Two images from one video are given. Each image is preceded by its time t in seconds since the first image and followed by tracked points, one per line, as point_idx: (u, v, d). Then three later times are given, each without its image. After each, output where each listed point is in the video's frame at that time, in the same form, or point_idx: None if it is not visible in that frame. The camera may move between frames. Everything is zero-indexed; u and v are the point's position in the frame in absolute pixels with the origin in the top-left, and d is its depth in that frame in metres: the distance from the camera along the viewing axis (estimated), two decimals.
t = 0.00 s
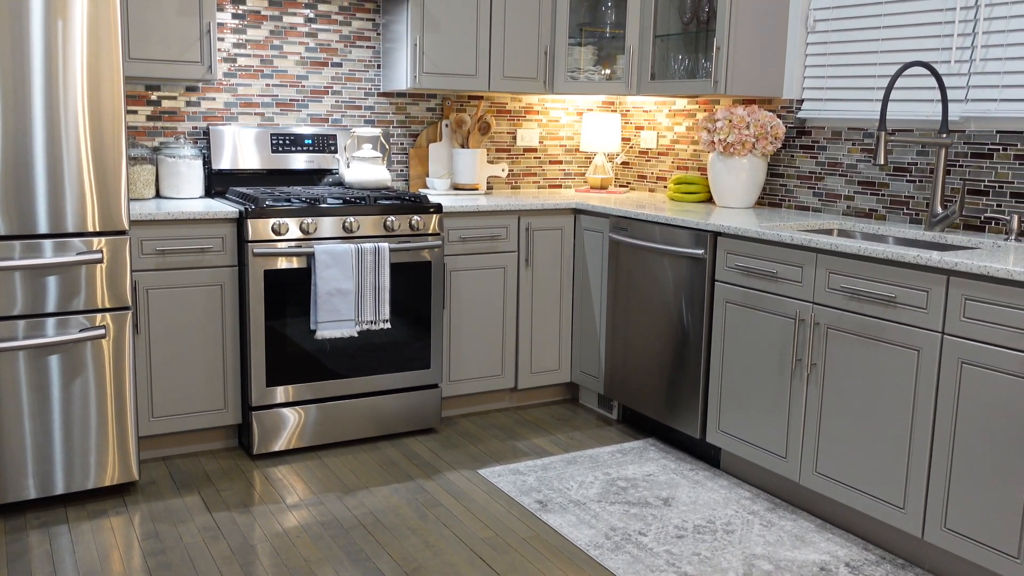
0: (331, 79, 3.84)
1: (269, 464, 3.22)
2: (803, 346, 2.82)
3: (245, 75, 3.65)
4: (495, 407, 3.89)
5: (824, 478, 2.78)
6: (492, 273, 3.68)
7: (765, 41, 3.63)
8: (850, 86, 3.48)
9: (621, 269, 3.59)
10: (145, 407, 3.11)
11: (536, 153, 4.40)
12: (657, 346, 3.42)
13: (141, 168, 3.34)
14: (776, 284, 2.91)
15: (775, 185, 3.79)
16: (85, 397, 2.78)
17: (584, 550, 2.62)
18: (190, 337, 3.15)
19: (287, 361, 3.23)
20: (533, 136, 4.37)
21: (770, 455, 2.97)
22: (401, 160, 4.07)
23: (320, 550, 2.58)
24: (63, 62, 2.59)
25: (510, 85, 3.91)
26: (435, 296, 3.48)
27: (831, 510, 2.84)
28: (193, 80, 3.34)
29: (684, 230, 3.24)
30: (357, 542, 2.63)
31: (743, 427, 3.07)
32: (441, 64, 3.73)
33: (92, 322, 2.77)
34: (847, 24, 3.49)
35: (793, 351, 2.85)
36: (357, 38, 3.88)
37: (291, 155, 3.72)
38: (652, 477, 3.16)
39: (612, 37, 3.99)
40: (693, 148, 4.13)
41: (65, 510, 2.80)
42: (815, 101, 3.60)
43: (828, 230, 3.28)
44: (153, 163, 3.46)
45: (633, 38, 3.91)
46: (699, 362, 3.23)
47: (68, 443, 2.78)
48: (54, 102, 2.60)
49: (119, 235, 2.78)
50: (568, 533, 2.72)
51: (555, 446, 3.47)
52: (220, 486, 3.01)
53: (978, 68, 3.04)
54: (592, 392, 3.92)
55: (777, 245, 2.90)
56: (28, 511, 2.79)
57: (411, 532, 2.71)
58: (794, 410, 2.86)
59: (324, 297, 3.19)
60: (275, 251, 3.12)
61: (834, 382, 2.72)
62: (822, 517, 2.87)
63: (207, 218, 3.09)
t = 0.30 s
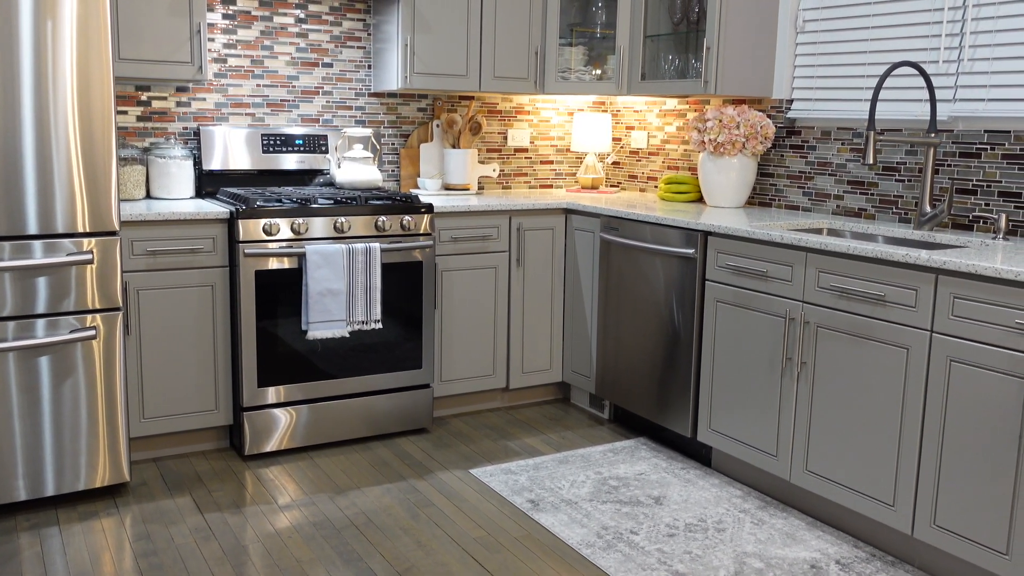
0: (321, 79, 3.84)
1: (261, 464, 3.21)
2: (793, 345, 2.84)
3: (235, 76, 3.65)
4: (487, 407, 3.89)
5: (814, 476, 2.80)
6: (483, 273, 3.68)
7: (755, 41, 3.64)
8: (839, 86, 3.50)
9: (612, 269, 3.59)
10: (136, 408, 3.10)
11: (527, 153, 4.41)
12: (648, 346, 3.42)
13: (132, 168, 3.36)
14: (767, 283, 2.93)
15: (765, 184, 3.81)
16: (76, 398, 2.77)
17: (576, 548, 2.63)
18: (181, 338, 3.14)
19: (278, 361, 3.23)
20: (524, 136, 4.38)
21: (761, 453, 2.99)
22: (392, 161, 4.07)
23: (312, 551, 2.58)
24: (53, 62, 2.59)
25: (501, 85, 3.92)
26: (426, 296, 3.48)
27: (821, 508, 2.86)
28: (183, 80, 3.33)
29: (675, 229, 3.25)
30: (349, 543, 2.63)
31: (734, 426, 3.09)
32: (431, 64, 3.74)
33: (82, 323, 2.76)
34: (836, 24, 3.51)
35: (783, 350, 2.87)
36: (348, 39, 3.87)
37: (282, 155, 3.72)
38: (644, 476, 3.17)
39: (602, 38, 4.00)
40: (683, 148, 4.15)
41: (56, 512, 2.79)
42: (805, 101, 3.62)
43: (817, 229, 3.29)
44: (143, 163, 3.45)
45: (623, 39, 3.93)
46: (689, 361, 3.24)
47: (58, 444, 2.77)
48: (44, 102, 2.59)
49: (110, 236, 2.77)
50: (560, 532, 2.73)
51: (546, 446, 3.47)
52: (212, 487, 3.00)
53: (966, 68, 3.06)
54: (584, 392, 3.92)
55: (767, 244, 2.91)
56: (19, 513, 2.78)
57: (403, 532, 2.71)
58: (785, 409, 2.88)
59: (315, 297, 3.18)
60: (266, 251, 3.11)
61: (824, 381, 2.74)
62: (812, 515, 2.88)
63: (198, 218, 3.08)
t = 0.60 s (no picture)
0: (314, 80, 3.83)
1: (254, 465, 3.21)
2: (786, 344, 2.85)
3: (227, 76, 3.64)
4: (481, 407, 3.89)
5: (807, 475, 2.80)
6: (476, 273, 3.69)
7: (747, 41, 3.65)
8: (831, 86, 3.51)
9: (606, 269, 3.60)
10: (129, 409, 3.10)
11: (520, 154, 4.42)
12: (642, 345, 3.43)
13: (125, 168, 3.34)
14: (759, 282, 2.94)
15: (758, 184, 3.82)
16: (68, 399, 2.76)
17: (570, 548, 2.63)
18: (174, 338, 3.14)
19: (271, 362, 3.22)
20: (517, 136, 4.38)
21: (754, 452, 3.00)
22: (385, 161, 4.07)
23: (306, 551, 2.58)
24: (45, 62, 2.58)
25: (494, 85, 3.92)
26: (419, 296, 3.48)
27: (814, 507, 2.87)
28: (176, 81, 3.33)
29: (667, 229, 3.25)
30: (343, 543, 2.63)
31: (727, 425, 3.09)
32: (424, 64, 3.74)
33: (75, 324, 2.75)
34: (828, 25, 3.52)
35: (776, 349, 2.88)
36: (341, 39, 3.87)
37: (275, 155, 3.72)
38: (637, 476, 3.18)
39: (595, 38, 4.00)
40: (676, 148, 4.16)
41: (49, 513, 2.78)
42: (797, 101, 3.64)
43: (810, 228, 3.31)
44: (136, 164, 3.45)
45: (616, 39, 3.93)
46: (682, 360, 3.25)
47: (51, 446, 2.77)
48: (36, 103, 2.58)
49: (102, 237, 2.77)
50: (554, 532, 2.73)
51: (540, 445, 3.48)
52: (206, 488, 3.00)
53: (957, 68, 3.08)
54: (577, 392, 3.93)
55: (759, 243, 2.92)
56: (11, 515, 2.77)
57: (397, 532, 2.71)
58: (777, 408, 2.89)
59: (309, 298, 3.18)
60: (259, 251, 3.11)
61: (817, 380, 2.75)
62: (805, 513, 2.89)
63: (191, 218, 3.08)
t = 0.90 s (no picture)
0: (305, 80, 3.83)
1: (246, 466, 3.21)
2: (776, 343, 2.86)
3: (218, 76, 3.64)
4: (472, 407, 3.90)
5: (798, 474, 2.82)
6: (468, 273, 3.69)
7: (737, 42, 3.67)
8: (821, 86, 3.53)
9: (597, 269, 3.61)
10: (119, 410, 3.09)
11: (511, 154, 4.42)
12: (633, 345, 3.44)
13: (116, 169, 3.33)
14: (750, 282, 2.95)
15: (749, 184, 3.83)
16: (58, 401, 2.76)
17: (562, 547, 2.64)
18: (165, 339, 3.13)
19: (263, 362, 3.22)
20: (508, 137, 4.39)
21: (745, 451, 3.01)
22: (376, 161, 4.07)
23: (298, 552, 2.58)
24: (34, 63, 2.58)
25: (486, 86, 3.93)
26: (411, 297, 3.49)
27: (804, 505, 2.88)
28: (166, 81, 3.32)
29: (658, 229, 3.26)
30: (335, 543, 2.63)
31: (718, 424, 3.11)
32: (416, 65, 3.74)
33: (66, 325, 2.75)
34: (818, 25, 3.54)
35: (767, 348, 2.89)
36: (332, 40, 3.87)
37: (266, 155, 3.71)
38: (629, 475, 3.19)
39: (586, 38, 4.01)
40: (667, 148, 4.17)
41: (40, 515, 2.77)
42: (787, 101, 3.66)
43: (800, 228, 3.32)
44: (126, 164, 3.44)
45: (607, 39, 3.94)
46: (673, 360, 3.26)
47: (41, 447, 2.76)
48: (26, 103, 2.58)
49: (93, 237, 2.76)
50: (546, 531, 2.74)
51: (532, 445, 3.49)
52: (197, 489, 2.99)
53: (946, 68, 3.10)
54: (569, 391, 3.94)
55: (749, 243, 2.94)
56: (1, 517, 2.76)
57: (390, 533, 2.71)
58: (768, 407, 2.90)
59: (300, 298, 3.18)
60: (250, 252, 3.11)
61: (808, 379, 2.76)
62: (796, 512, 2.91)
63: (181, 219, 3.08)
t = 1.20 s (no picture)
0: (297, 80, 3.83)
1: (239, 467, 3.20)
2: (768, 342, 2.87)
3: (210, 77, 3.63)
4: (465, 407, 3.90)
5: (790, 472, 2.83)
6: (460, 273, 3.69)
7: (729, 42, 3.68)
8: (812, 85, 3.54)
9: (589, 269, 3.62)
10: (112, 411, 3.09)
11: (504, 154, 4.43)
12: (625, 344, 3.45)
13: (108, 170, 3.32)
14: (741, 281, 2.96)
15: (740, 184, 3.84)
16: (50, 402, 2.75)
17: (555, 546, 2.64)
18: (157, 340, 3.13)
19: (255, 363, 3.22)
20: (500, 137, 4.39)
21: (737, 450, 3.02)
22: (368, 161, 4.07)
23: (291, 552, 2.58)
24: (25, 64, 2.57)
25: (478, 86, 3.93)
26: (404, 297, 3.49)
27: (796, 504, 2.89)
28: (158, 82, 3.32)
29: (650, 229, 3.27)
30: (328, 543, 2.63)
31: (710, 423, 3.12)
32: (408, 65, 3.74)
33: (58, 326, 2.74)
34: (809, 25, 3.55)
35: (758, 347, 2.90)
36: (324, 40, 3.87)
37: (257, 155, 3.71)
38: (622, 474, 3.20)
39: (578, 38, 4.02)
40: (659, 148, 4.18)
41: (31, 517, 2.77)
42: (778, 100, 3.67)
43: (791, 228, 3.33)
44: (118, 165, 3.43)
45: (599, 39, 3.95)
46: (666, 359, 3.27)
47: (33, 449, 2.75)
48: (17, 104, 2.57)
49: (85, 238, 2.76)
50: (539, 531, 2.74)
51: (524, 445, 3.49)
52: (190, 490, 2.99)
53: (936, 68, 3.11)
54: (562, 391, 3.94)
55: (741, 243, 2.95)
56: None
57: (383, 533, 2.71)
58: (760, 406, 2.91)
59: (292, 299, 3.18)
60: (242, 252, 3.11)
61: (799, 378, 2.77)
62: (788, 510, 2.92)
63: (173, 220, 3.07)
